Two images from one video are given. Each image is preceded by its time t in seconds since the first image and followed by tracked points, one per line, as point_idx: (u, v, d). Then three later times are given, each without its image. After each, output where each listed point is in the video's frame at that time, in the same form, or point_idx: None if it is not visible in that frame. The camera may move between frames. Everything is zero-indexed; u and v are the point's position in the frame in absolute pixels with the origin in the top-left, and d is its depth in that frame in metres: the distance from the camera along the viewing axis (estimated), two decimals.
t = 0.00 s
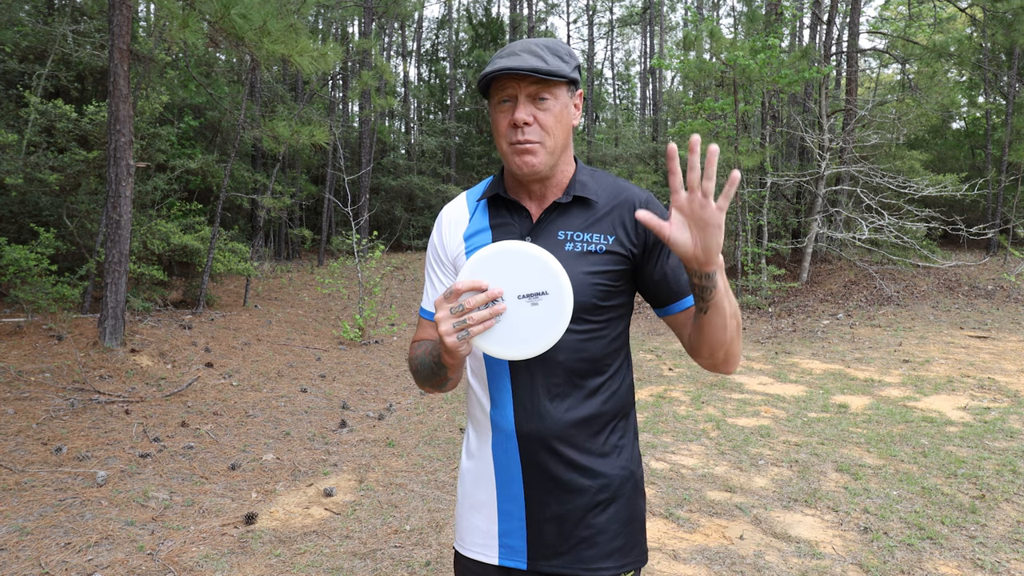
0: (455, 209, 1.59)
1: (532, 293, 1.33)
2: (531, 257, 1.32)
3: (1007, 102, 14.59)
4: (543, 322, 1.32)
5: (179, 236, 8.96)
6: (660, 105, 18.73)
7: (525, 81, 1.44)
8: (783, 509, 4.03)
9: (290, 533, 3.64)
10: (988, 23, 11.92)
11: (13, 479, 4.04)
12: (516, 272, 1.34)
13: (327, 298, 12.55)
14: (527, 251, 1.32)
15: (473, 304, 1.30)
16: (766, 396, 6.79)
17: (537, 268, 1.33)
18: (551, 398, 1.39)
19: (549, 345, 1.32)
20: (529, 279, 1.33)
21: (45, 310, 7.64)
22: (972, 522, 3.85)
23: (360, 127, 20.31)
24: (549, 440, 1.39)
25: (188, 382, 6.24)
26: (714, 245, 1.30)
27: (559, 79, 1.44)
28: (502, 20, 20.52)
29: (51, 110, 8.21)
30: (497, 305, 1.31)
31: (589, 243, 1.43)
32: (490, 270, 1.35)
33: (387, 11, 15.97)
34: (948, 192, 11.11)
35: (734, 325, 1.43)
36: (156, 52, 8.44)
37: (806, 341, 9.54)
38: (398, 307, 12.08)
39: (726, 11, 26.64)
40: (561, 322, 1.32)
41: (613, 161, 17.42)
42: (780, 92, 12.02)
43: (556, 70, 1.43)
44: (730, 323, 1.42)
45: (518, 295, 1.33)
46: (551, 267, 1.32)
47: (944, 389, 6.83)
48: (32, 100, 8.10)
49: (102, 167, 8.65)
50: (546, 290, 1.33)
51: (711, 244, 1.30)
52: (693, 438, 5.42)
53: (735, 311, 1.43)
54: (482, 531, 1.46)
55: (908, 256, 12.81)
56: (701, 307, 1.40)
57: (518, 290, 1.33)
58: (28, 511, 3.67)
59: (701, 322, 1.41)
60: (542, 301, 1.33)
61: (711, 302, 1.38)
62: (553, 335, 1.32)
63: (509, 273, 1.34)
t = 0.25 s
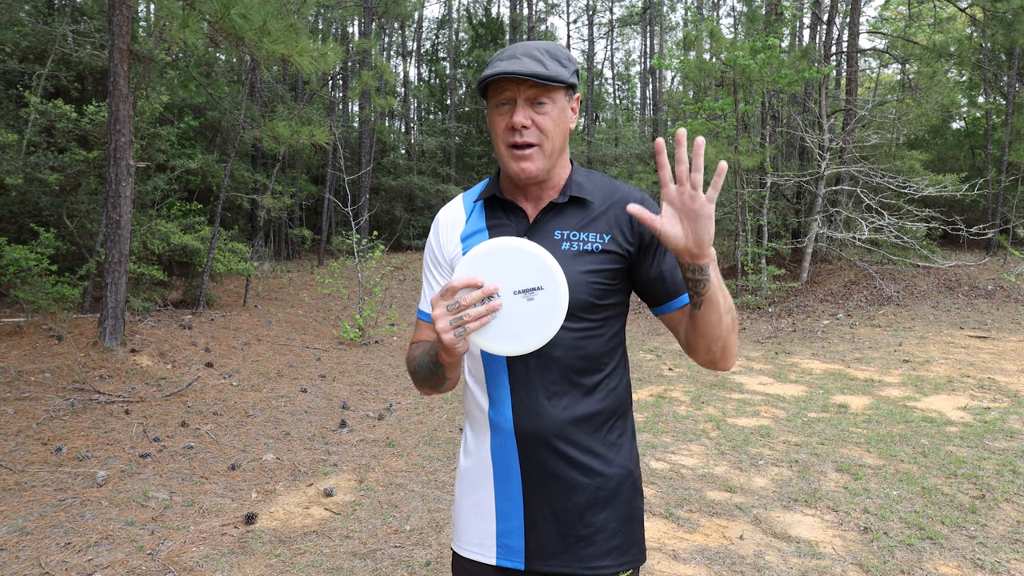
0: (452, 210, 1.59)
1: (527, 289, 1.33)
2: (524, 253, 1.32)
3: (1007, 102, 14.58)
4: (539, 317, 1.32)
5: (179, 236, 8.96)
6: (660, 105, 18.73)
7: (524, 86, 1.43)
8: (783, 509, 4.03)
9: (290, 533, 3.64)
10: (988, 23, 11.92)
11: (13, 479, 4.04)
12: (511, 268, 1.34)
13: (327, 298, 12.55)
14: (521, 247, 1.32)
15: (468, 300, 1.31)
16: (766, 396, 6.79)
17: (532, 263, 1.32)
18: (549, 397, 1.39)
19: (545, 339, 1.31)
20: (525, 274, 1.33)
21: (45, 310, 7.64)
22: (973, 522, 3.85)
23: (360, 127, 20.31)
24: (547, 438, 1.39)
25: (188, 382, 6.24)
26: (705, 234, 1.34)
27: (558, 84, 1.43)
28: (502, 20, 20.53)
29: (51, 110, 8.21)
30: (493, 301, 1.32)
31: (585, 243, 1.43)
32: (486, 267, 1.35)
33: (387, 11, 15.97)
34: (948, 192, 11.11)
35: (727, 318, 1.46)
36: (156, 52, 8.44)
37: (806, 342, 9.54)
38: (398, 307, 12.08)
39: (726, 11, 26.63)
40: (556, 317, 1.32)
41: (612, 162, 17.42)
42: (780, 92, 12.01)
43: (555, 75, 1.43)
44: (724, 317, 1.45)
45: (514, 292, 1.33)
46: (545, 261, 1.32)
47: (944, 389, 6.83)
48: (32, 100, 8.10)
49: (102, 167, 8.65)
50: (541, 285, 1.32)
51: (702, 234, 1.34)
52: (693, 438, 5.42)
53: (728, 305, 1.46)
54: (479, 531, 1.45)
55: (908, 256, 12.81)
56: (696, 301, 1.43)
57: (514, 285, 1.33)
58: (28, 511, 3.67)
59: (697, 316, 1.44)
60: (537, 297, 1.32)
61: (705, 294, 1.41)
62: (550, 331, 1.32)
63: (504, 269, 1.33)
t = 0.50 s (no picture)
0: (449, 213, 1.59)
1: (525, 289, 1.33)
2: (523, 256, 1.33)
3: (1008, 102, 14.58)
4: (538, 318, 1.32)
5: (179, 236, 8.96)
6: (660, 105, 18.72)
7: (520, 90, 1.43)
8: (783, 509, 4.03)
9: (290, 533, 3.64)
10: (988, 23, 11.92)
11: (13, 479, 4.04)
12: (510, 270, 1.34)
13: (327, 298, 12.54)
14: (519, 249, 1.33)
15: (468, 302, 1.31)
16: (766, 396, 6.79)
17: (529, 265, 1.33)
18: (548, 394, 1.39)
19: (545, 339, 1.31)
20: (524, 276, 1.33)
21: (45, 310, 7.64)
22: (973, 522, 3.85)
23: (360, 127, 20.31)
24: (546, 435, 1.39)
25: (188, 382, 6.24)
26: (702, 276, 1.35)
27: (554, 88, 1.43)
28: (502, 20, 20.52)
29: (51, 110, 8.21)
30: (492, 302, 1.31)
31: (582, 243, 1.43)
32: (484, 268, 1.34)
33: (387, 11, 15.97)
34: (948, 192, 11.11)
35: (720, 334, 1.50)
36: (156, 52, 8.44)
37: (806, 342, 9.54)
38: (398, 307, 12.08)
39: (726, 11, 26.63)
40: (555, 317, 1.32)
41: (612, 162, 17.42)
42: (780, 92, 12.01)
43: (551, 79, 1.43)
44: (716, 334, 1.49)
45: (512, 292, 1.33)
46: (544, 264, 1.32)
47: (944, 389, 6.83)
48: (32, 100, 8.10)
49: (102, 167, 8.65)
50: (539, 287, 1.33)
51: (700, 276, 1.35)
52: (693, 438, 5.42)
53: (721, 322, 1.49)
54: (479, 529, 1.44)
55: (908, 256, 12.81)
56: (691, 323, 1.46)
57: (512, 286, 1.33)
58: (28, 511, 3.67)
59: (690, 332, 1.47)
60: (535, 298, 1.33)
61: (699, 320, 1.45)
62: (548, 330, 1.32)
63: (503, 270, 1.33)
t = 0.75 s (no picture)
0: (449, 211, 1.59)
1: (523, 285, 1.32)
2: (521, 250, 1.32)
3: (1007, 102, 14.59)
4: (536, 312, 1.32)
5: (179, 236, 8.96)
6: (660, 105, 18.72)
7: (520, 87, 1.44)
8: (783, 509, 4.04)
9: (290, 533, 3.64)
10: (988, 23, 11.93)
11: (13, 479, 4.04)
12: (508, 265, 1.33)
13: (327, 298, 12.55)
14: (517, 244, 1.32)
15: (465, 296, 1.30)
16: (766, 396, 6.79)
17: (527, 260, 1.32)
18: (545, 392, 1.39)
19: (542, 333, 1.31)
20: (522, 270, 1.33)
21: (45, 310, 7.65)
22: (972, 522, 3.85)
23: (360, 127, 20.31)
24: (543, 433, 1.39)
25: (188, 382, 6.24)
26: (701, 253, 1.34)
27: (554, 85, 1.43)
28: (502, 20, 20.52)
29: (51, 110, 8.21)
30: (490, 297, 1.31)
31: (581, 242, 1.43)
32: (483, 262, 1.34)
33: (387, 11, 15.97)
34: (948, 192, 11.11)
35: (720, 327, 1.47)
36: (156, 53, 8.45)
37: (806, 342, 9.55)
38: (398, 307, 12.08)
39: (726, 11, 26.64)
40: (553, 312, 1.32)
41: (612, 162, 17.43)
42: (780, 92, 12.01)
43: (551, 76, 1.43)
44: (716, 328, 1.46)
45: (510, 287, 1.33)
46: (542, 258, 1.32)
47: (944, 389, 6.83)
48: (32, 100, 8.10)
49: (102, 167, 8.65)
50: (537, 281, 1.32)
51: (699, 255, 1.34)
52: (693, 438, 5.42)
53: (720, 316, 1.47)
54: (474, 527, 1.45)
55: (908, 256, 12.81)
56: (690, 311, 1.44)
57: (510, 282, 1.33)
58: (28, 510, 3.67)
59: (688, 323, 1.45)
60: (533, 293, 1.32)
61: (699, 306, 1.42)
62: (546, 325, 1.32)
63: (502, 266, 1.33)
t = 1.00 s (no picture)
0: (450, 209, 1.59)
1: (521, 284, 1.32)
2: (520, 249, 1.32)
3: (1007, 102, 14.59)
4: (534, 312, 1.32)
5: (179, 236, 8.96)
6: (660, 105, 18.72)
7: (520, 85, 1.44)
8: (783, 509, 4.03)
9: (290, 533, 3.64)
10: (988, 23, 11.93)
11: (13, 479, 4.04)
12: (506, 264, 1.33)
13: (327, 298, 12.54)
14: (515, 243, 1.32)
15: (464, 295, 1.30)
16: (766, 396, 6.79)
17: (525, 259, 1.32)
18: (541, 391, 1.39)
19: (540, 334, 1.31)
20: (520, 270, 1.33)
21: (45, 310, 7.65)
22: (972, 522, 3.85)
23: (360, 127, 20.30)
24: (538, 432, 1.39)
25: (188, 382, 6.24)
26: (695, 270, 1.34)
27: (553, 83, 1.43)
28: (502, 20, 20.52)
29: (51, 110, 8.21)
30: (487, 296, 1.31)
31: (581, 242, 1.43)
32: (481, 261, 1.35)
33: (387, 11, 15.97)
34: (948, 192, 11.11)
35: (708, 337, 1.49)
36: (156, 52, 8.44)
37: (806, 341, 9.55)
38: (398, 307, 12.08)
39: (726, 11, 26.64)
40: (550, 313, 1.32)
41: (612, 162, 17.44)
42: (780, 92, 12.01)
43: (550, 74, 1.43)
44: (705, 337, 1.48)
45: (508, 287, 1.33)
46: (540, 259, 1.32)
47: (944, 389, 6.83)
48: (32, 100, 8.10)
49: (102, 167, 8.65)
50: (535, 281, 1.32)
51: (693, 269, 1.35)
52: (694, 438, 5.42)
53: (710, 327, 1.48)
54: (469, 525, 1.44)
55: (908, 256, 12.81)
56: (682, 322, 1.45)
57: (508, 281, 1.33)
58: (28, 510, 3.67)
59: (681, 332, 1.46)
60: (531, 292, 1.32)
61: (690, 320, 1.44)
62: (544, 325, 1.32)
63: (500, 265, 1.33)
